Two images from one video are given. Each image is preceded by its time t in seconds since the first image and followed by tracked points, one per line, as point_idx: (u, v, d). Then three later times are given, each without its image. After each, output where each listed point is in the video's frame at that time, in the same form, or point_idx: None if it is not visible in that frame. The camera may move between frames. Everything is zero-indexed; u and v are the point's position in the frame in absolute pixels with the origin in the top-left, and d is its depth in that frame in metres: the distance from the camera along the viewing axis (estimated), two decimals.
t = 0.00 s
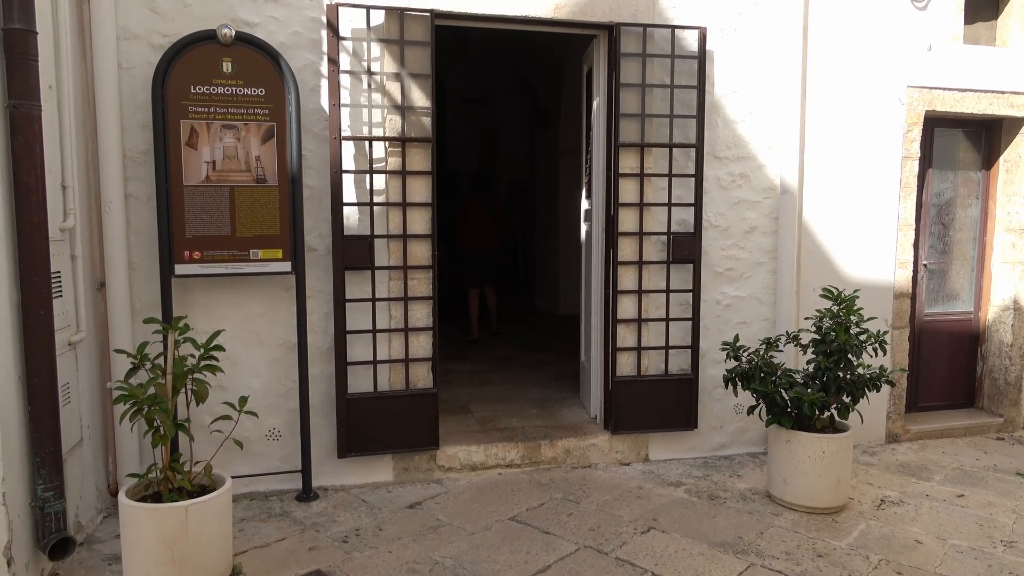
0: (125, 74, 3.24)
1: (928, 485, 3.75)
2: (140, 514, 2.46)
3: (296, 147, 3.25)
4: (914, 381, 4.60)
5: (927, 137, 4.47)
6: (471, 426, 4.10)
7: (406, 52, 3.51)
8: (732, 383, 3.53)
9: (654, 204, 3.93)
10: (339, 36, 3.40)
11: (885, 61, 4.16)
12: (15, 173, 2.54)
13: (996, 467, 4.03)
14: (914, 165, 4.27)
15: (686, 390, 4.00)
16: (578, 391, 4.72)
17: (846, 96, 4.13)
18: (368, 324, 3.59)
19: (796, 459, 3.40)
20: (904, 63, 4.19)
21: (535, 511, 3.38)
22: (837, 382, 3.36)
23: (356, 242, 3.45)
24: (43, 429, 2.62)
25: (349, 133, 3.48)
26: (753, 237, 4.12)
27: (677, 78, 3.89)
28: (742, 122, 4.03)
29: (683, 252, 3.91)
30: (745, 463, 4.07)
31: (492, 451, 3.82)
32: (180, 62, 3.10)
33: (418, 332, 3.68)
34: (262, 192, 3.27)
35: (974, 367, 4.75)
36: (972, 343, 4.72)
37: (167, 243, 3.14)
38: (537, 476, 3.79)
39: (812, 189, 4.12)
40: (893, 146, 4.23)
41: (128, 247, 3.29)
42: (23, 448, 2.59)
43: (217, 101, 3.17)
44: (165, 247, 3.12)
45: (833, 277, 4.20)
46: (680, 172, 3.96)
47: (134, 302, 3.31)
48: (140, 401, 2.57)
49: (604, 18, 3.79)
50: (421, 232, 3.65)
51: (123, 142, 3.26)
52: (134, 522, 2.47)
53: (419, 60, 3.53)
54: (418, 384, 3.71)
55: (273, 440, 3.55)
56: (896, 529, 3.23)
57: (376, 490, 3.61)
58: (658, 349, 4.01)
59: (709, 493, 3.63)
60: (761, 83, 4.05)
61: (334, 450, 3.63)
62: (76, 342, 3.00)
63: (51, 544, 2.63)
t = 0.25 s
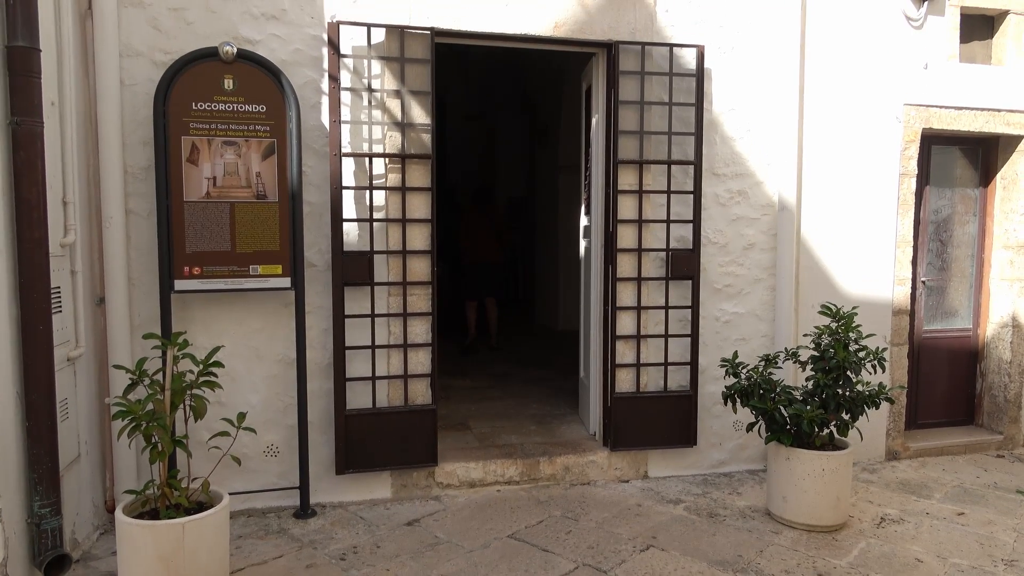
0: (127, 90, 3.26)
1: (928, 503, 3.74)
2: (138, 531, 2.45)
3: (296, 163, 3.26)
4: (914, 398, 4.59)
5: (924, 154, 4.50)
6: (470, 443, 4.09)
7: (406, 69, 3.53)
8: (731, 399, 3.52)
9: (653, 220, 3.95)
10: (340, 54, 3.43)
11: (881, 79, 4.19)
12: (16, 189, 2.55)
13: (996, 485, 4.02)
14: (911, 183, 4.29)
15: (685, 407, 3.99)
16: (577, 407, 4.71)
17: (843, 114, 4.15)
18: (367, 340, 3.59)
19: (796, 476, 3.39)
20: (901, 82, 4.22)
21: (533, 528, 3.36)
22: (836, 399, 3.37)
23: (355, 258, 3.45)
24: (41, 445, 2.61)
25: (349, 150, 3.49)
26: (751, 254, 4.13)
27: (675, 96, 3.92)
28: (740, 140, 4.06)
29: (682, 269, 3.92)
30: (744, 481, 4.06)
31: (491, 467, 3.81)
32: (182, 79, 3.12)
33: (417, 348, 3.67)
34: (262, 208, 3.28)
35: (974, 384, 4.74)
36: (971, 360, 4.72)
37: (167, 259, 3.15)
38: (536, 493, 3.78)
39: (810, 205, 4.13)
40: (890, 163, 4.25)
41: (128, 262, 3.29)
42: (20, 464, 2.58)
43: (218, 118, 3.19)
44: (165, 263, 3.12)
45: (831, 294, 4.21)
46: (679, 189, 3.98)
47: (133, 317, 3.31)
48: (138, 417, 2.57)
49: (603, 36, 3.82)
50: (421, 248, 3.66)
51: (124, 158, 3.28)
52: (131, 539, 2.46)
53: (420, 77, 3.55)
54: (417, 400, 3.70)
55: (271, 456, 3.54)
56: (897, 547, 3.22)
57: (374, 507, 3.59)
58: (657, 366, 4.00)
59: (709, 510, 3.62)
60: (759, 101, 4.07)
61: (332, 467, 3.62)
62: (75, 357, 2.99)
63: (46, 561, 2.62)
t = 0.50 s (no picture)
0: (130, 114, 3.29)
1: (930, 530, 3.71)
2: (133, 557, 2.43)
3: (298, 187, 3.28)
4: (914, 424, 4.58)
5: (922, 180, 4.53)
6: (469, 467, 4.07)
7: (407, 95, 3.56)
8: (731, 425, 3.51)
9: (653, 245, 3.96)
10: (342, 79, 3.46)
11: (878, 106, 4.22)
12: (19, 212, 2.57)
13: (997, 512, 4.00)
14: (909, 209, 4.31)
15: (685, 432, 3.98)
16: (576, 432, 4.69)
17: (841, 140, 4.18)
18: (367, 364, 3.58)
19: (796, 503, 3.37)
20: (897, 109, 4.26)
21: (532, 555, 3.34)
22: (836, 425, 3.36)
23: (356, 282, 3.46)
24: (38, 468, 2.60)
25: (351, 174, 3.52)
26: (750, 278, 4.14)
27: (674, 122, 3.95)
28: (739, 165, 4.09)
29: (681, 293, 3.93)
30: (744, 507, 4.03)
31: (489, 493, 3.79)
32: (185, 103, 3.14)
33: (417, 372, 3.67)
34: (263, 231, 3.29)
35: (974, 410, 4.73)
36: (971, 386, 4.71)
37: (168, 282, 3.15)
38: (535, 519, 3.75)
39: (808, 231, 4.15)
40: (888, 189, 4.27)
41: (129, 284, 3.30)
42: (16, 488, 2.57)
43: (221, 142, 3.21)
44: (165, 285, 3.13)
45: (830, 319, 4.21)
46: (678, 214, 4.00)
47: (133, 340, 3.31)
48: (136, 441, 2.55)
49: (603, 63, 3.86)
50: (421, 271, 3.66)
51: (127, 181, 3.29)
52: (127, 565, 2.43)
53: (421, 102, 3.58)
54: (416, 424, 3.69)
55: (268, 480, 3.51)
56: None
57: (371, 532, 3.56)
58: (657, 391, 4.00)
59: (709, 537, 3.59)
60: (757, 127, 4.11)
61: (329, 491, 3.59)
62: (73, 380, 2.99)
63: None
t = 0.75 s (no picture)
0: (134, 144, 3.32)
1: (933, 563, 3.68)
2: None
3: (299, 216, 3.30)
4: (916, 455, 4.56)
5: (919, 211, 4.56)
6: (467, 498, 4.03)
7: (408, 125, 3.60)
8: (731, 455, 3.50)
9: (652, 274, 3.97)
10: (344, 110, 3.50)
11: (874, 138, 4.26)
12: (21, 240, 2.58)
13: (1001, 545, 3.96)
14: (907, 239, 4.33)
15: (685, 463, 3.96)
16: (576, 462, 4.66)
17: (838, 171, 4.21)
18: (365, 393, 3.57)
19: (797, 535, 3.34)
20: (894, 140, 4.30)
21: None
22: (836, 456, 3.34)
23: (355, 311, 3.47)
24: (34, 498, 2.58)
25: (351, 203, 3.54)
26: (749, 308, 4.15)
27: (673, 153, 3.99)
28: (737, 196, 4.12)
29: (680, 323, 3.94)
30: (745, 539, 3.99)
31: (488, 524, 3.75)
32: (189, 133, 3.17)
33: (415, 401, 3.65)
34: (264, 260, 3.30)
35: (975, 441, 4.71)
36: (972, 416, 4.70)
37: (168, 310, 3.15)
38: (534, 551, 3.71)
39: (807, 261, 4.17)
40: (886, 220, 4.29)
41: (129, 313, 3.30)
42: (11, 518, 2.55)
43: (223, 171, 3.24)
44: (165, 314, 3.13)
45: (830, 349, 4.21)
46: (677, 244, 4.02)
47: (132, 368, 3.30)
48: (133, 470, 2.55)
49: (602, 95, 3.91)
50: (420, 300, 3.67)
51: (129, 209, 3.31)
52: None
53: (422, 133, 3.62)
54: (414, 454, 3.67)
55: (265, 510, 3.48)
56: None
57: (368, 564, 3.53)
58: (657, 421, 3.98)
59: (709, 570, 3.55)
60: (754, 158, 4.14)
61: (327, 522, 3.56)
62: (71, 409, 2.98)
63: None
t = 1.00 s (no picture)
0: (135, 169, 3.34)
1: None
2: None
3: (298, 241, 3.30)
4: (916, 479, 4.54)
5: (916, 235, 4.58)
6: (465, 523, 4.00)
7: (407, 150, 3.63)
8: (731, 480, 3.49)
9: (650, 298, 3.98)
10: (344, 135, 3.53)
11: (870, 163, 4.30)
12: (20, 265, 2.59)
13: (1003, 571, 3.93)
14: (904, 263, 4.34)
15: (684, 488, 3.94)
16: (575, 487, 4.63)
17: (834, 196, 4.24)
18: (363, 417, 3.56)
19: (798, 561, 3.32)
20: (889, 165, 4.33)
21: None
22: (836, 481, 3.33)
23: (354, 335, 3.47)
24: (29, 523, 2.57)
25: (351, 227, 3.56)
26: (747, 332, 4.16)
27: (670, 177, 4.02)
28: (734, 220, 4.14)
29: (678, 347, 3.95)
30: (745, 565, 3.96)
31: (486, 549, 3.72)
32: (189, 158, 3.20)
33: (413, 425, 3.64)
34: (263, 284, 3.31)
35: (976, 465, 4.69)
36: (972, 440, 4.68)
37: (166, 334, 3.16)
38: None
39: (804, 284, 4.18)
40: (883, 244, 4.31)
41: (127, 337, 3.30)
42: (5, 544, 2.53)
43: (222, 196, 3.26)
44: (163, 337, 3.13)
45: (828, 373, 4.21)
46: (674, 267, 4.03)
47: (129, 392, 3.29)
48: (129, 495, 2.53)
49: (599, 120, 3.94)
50: (419, 324, 3.67)
51: (128, 234, 3.32)
52: None
53: (421, 158, 3.64)
54: (412, 479, 3.65)
55: (262, 536, 3.46)
56: None
57: None
58: (656, 445, 3.96)
59: None
60: (751, 183, 4.17)
61: (323, 548, 3.53)
62: (67, 433, 2.97)
63: None
